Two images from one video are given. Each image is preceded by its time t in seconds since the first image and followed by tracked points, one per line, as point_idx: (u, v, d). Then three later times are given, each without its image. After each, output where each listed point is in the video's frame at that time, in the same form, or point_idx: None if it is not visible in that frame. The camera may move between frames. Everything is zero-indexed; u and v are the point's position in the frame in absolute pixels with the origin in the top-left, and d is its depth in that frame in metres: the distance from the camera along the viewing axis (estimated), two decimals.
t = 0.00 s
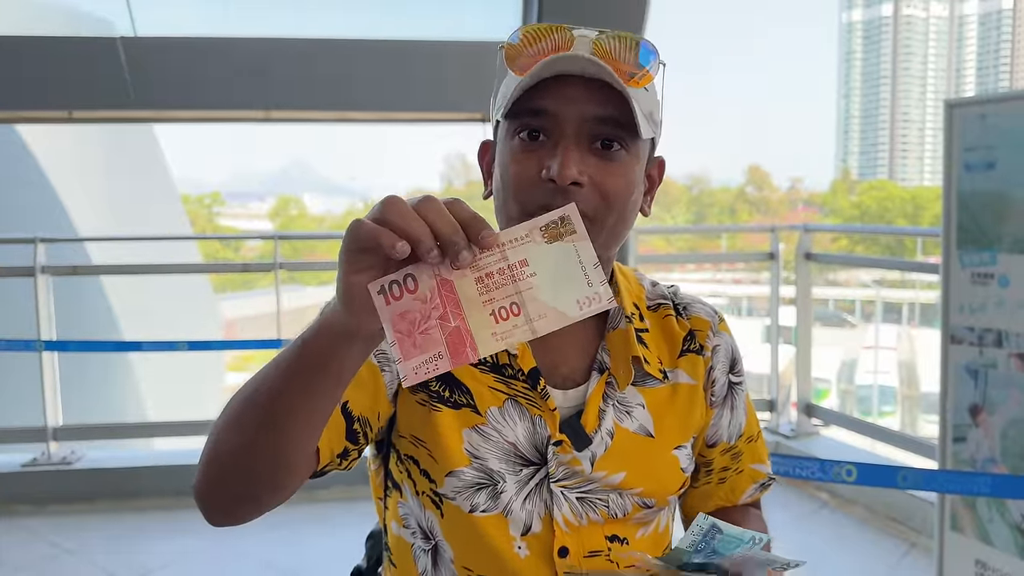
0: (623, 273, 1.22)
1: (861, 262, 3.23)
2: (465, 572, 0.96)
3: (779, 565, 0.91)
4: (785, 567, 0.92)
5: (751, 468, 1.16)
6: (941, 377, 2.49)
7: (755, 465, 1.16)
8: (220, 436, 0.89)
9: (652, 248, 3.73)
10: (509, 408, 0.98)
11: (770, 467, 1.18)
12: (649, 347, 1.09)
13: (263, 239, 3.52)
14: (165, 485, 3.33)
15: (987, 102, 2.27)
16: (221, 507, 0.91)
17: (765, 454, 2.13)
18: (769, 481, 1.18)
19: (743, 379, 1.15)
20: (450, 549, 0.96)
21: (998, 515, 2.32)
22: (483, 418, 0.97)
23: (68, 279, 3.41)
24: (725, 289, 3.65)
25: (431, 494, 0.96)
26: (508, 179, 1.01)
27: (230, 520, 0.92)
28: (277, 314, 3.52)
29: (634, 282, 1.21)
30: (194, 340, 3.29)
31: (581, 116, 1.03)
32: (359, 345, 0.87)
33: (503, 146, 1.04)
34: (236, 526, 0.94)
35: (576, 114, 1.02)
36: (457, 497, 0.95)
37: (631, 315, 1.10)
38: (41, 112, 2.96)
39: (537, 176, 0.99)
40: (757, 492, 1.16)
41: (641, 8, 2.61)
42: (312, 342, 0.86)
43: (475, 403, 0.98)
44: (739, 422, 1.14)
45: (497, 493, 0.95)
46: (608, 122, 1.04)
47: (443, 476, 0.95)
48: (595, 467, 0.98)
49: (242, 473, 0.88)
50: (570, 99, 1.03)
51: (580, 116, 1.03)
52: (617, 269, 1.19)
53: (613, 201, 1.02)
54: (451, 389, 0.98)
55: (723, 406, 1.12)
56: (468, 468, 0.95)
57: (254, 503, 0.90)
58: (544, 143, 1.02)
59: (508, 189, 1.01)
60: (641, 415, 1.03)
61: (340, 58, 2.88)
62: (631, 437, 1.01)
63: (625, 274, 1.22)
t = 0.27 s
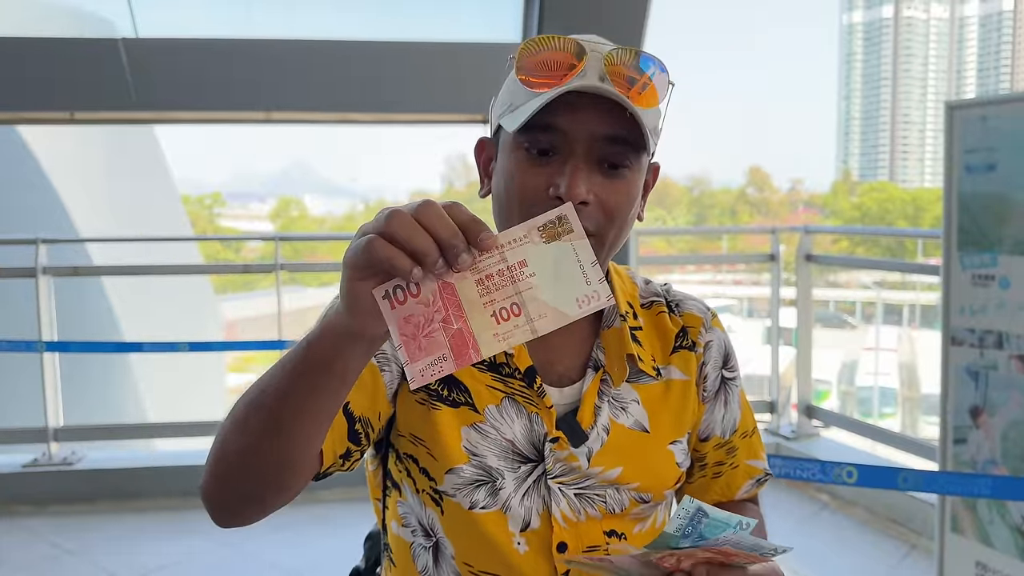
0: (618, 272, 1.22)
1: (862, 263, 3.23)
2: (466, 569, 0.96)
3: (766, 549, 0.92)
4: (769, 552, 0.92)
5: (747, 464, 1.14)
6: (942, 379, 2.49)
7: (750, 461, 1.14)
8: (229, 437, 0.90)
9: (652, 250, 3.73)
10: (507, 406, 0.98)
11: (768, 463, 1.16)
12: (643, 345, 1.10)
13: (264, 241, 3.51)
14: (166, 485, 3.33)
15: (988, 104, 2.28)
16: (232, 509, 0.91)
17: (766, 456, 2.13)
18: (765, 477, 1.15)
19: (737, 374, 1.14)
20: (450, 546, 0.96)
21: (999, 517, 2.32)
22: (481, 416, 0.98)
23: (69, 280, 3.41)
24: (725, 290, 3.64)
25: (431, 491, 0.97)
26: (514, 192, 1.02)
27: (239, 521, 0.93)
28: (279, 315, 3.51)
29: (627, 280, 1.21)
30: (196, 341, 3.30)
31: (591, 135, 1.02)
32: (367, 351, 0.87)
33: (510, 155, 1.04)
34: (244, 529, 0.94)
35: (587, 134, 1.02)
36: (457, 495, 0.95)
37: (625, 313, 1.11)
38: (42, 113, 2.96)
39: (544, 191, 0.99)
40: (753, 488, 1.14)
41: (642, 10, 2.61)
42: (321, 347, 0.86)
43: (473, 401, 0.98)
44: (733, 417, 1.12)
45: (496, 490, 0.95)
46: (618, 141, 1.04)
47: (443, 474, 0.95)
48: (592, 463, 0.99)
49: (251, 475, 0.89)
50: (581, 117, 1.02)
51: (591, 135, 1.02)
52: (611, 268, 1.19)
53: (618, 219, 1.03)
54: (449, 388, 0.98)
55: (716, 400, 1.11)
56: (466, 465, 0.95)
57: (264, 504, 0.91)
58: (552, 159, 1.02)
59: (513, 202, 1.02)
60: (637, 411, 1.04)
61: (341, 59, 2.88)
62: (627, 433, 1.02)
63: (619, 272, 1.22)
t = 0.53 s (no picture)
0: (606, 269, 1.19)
1: (862, 264, 3.23)
2: (463, 564, 0.97)
3: (729, 496, 0.88)
4: (732, 503, 0.88)
5: (738, 464, 1.10)
6: (942, 380, 2.49)
7: (742, 462, 1.10)
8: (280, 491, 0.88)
9: (653, 251, 3.73)
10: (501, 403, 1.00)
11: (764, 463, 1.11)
12: (633, 340, 1.09)
13: (265, 242, 3.51)
14: (166, 486, 3.33)
15: (988, 106, 2.28)
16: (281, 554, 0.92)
17: (767, 458, 2.13)
18: (759, 479, 1.10)
19: (728, 371, 1.12)
20: (447, 542, 0.98)
21: (999, 518, 2.32)
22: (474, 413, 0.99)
23: (70, 281, 3.41)
24: (726, 291, 3.63)
25: (426, 489, 0.97)
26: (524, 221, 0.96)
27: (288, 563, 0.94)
28: (278, 316, 3.53)
29: (617, 278, 1.17)
30: (196, 342, 3.30)
31: (607, 165, 0.98)
32: (424, 470, 0.81)
33: (519, 180, 0.97)
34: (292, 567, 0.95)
35: (601, 162, 0.97)
36: (451, 490, 0.96)
37: (614, 309, 1.09)
38: (44, 115, 2.96)
39: (560, 222, 0.95)
40: (745, 490, 1.09)
41: (642, 12, 2.61)
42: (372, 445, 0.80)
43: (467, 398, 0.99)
44: (721, 414, 1.10)
45: (490, 484, 0.96)
46: (631, 167, 0.99)
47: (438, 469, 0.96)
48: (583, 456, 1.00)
49: (303, 533, 0.88)
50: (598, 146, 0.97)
51: (606, 162, 0.97)
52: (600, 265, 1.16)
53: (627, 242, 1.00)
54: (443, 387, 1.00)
55: (703, 395, 1.10)
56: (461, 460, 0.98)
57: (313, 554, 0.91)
58: (566, 187, 0.96)
59: (524, 231, 0.96)
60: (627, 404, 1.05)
61: (342, 60, 2.89)
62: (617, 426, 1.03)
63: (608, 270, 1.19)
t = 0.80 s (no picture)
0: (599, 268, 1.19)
1: (862, 265, 3.23)
2: (455, 559, 0.98)
3: (690, 468, 0.90)
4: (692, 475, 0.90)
5: (731, 459, 1.09)
6: (942, 380, 2.49)
7: (735, 457, 1.09)
8: (323, 511, 0.94)
9: (653, 252, 3.74)
10: (490, 400, 0.99)
11: (759, 459, 1.10)
12: (624, 336, 1.09)
13: (266, 242, 3.49)
14: (167, 486, 3.34)
15: (988, 107, 2.29)
16: (305, 566, 0.97)
17: (767, 459, 2.13)
18: (754, 475, 1.09)
19: (721, 367, 1.12)
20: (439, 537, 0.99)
21: (999, 518, 2.33)
22: (465, 409, 0.99)
23: (70, 282, 3.41)
24: (726, 292, 3.63)
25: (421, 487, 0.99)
26: (509, 217, 0.97)
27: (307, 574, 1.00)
28: (280, 316, 3.52)
29: (610, 276, 1.18)
30: (197, 342, 3.30)
31: (592, 160, 0.98)
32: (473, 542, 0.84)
33: (505, 178, 0.99)
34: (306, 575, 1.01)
35: (584, 156, 0.98)
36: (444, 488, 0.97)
37: (606, 305, 1.09)
38: (45, 116, 2.96)
39: (545, 217, 0.95)
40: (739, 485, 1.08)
41: (642, 13, 2.62)
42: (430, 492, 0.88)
43: (457, 395, 0.99)
44: (713, 410, 1.10)
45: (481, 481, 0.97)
46: (615, 163, 1.00)
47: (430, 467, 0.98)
48: (574, 451, 1.00)
49: (339, 553, 0.95)
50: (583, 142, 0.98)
51: (589, 160, 0.98)
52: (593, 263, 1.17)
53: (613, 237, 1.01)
54: (433, 383, 1.00)
55: (695, 390, 1.10)
56: (452, 458, 0.98)
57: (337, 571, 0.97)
58: (552, 183, 0.97)
59: (509, 226, 0.97)
60: (618, 400, 1.04)
61: (342, 61, 2.90)
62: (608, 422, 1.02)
63: (601, 269, 1.20)
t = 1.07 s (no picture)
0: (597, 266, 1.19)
1: (861, 265, 3.23)
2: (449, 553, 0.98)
3: (692, 497, 0.88)
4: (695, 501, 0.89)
5: (726, 457, 1.09)
6: (941, 379, 2.49)
7: (731, 455, 1.09)
8: (323, 509, 0.94)
9: (652, 252, 3.75)
10: (485, 395, 0.99)
11: (755, 458, 1.10)
12: (620, 332, 1.09)
13: (266, 242, 3.50)
14: (167, 486, 3.35)
15: (986, 106, 2.29)
16: (304, 563, 0.97)
17: (766, 459, 2.13)
18: (749, 474, 1.10)
19: (718, 364, 1.12)
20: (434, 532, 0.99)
21: (999, 517, 2.33)
22: (460, 404, 0.99)
23: (70, 282, 3.42)
24: (725, 292, 3.65)
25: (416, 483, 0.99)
26: (508, 218, 0.98)
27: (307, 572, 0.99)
28: (280, 316, 3.53)
29: (607, 275, 1.18)
30: (196, 342, 3.30)
31: (590, 162, 0.98)
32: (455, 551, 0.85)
33: (504, 179, 0.99)
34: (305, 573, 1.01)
35: (583, 159, 0.98)
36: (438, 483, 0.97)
37: (602, 302, 1.10)
38: (45, 116, 2.97)
39: (543, 220, 0.96)
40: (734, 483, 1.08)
41: (641, 13, 2.62)
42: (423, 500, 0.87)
43: (452, 390, 0.99)
44: (709, 406, 1.10)
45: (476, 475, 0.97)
46: (612, 166, 1.00)
47: (424, 461, 0.98)
48: (569, 446, 1.00)
49: (334, 554, 0.94)
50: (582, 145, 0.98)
51: (588, 162, 0.98)
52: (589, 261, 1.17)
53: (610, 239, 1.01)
54: (429, 379, 1.00)
55: (690, 386, 1.10)
56: (446, 453, 0.97)
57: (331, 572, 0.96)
58: (550, 186, 0.97)
59: (507, 228, 0.98)
60: (614, 395, 1.04)
61: (341, 61, 2.90)
62: (603, 417, 1.02)
63: (598, 267, 1.20)
